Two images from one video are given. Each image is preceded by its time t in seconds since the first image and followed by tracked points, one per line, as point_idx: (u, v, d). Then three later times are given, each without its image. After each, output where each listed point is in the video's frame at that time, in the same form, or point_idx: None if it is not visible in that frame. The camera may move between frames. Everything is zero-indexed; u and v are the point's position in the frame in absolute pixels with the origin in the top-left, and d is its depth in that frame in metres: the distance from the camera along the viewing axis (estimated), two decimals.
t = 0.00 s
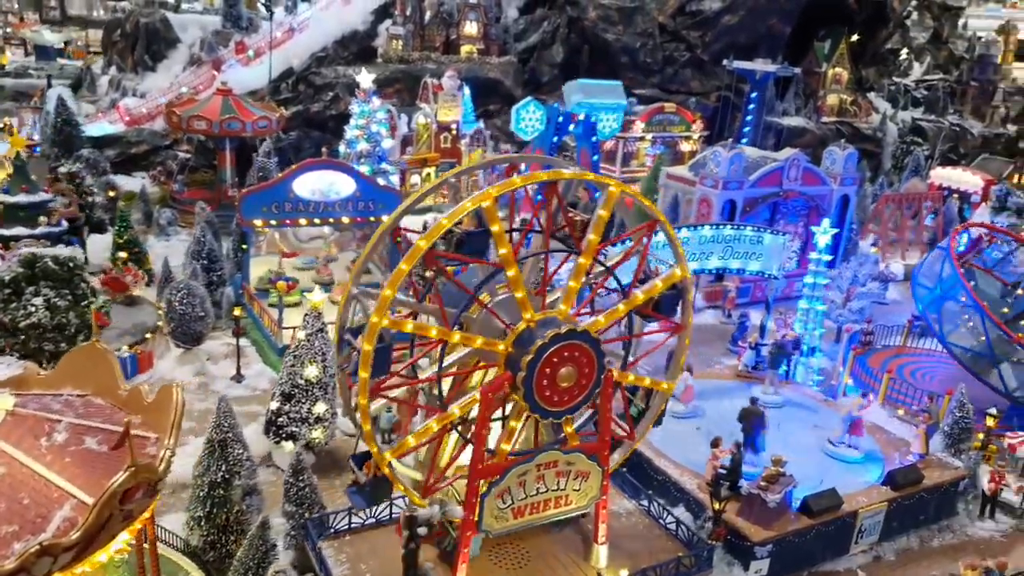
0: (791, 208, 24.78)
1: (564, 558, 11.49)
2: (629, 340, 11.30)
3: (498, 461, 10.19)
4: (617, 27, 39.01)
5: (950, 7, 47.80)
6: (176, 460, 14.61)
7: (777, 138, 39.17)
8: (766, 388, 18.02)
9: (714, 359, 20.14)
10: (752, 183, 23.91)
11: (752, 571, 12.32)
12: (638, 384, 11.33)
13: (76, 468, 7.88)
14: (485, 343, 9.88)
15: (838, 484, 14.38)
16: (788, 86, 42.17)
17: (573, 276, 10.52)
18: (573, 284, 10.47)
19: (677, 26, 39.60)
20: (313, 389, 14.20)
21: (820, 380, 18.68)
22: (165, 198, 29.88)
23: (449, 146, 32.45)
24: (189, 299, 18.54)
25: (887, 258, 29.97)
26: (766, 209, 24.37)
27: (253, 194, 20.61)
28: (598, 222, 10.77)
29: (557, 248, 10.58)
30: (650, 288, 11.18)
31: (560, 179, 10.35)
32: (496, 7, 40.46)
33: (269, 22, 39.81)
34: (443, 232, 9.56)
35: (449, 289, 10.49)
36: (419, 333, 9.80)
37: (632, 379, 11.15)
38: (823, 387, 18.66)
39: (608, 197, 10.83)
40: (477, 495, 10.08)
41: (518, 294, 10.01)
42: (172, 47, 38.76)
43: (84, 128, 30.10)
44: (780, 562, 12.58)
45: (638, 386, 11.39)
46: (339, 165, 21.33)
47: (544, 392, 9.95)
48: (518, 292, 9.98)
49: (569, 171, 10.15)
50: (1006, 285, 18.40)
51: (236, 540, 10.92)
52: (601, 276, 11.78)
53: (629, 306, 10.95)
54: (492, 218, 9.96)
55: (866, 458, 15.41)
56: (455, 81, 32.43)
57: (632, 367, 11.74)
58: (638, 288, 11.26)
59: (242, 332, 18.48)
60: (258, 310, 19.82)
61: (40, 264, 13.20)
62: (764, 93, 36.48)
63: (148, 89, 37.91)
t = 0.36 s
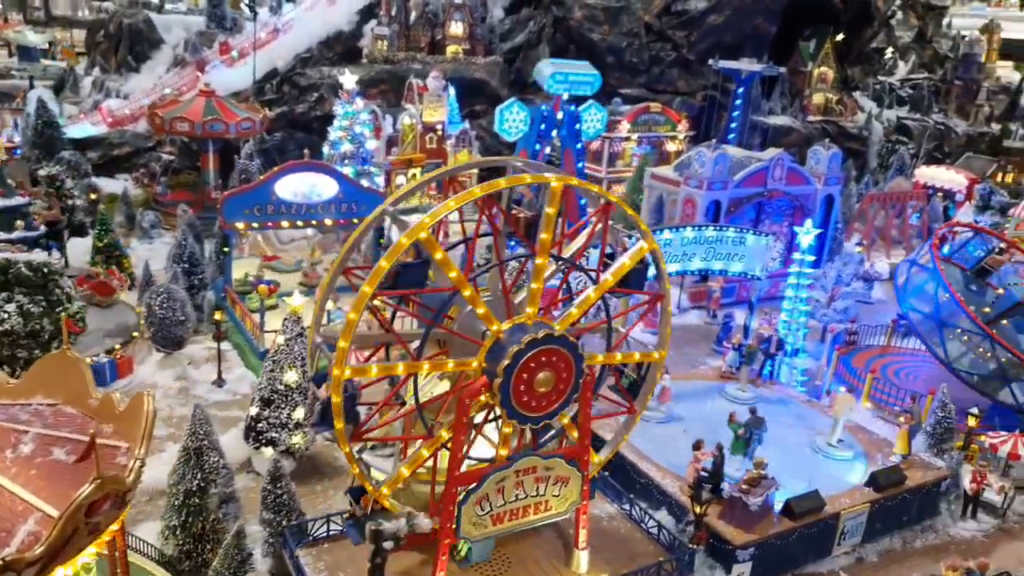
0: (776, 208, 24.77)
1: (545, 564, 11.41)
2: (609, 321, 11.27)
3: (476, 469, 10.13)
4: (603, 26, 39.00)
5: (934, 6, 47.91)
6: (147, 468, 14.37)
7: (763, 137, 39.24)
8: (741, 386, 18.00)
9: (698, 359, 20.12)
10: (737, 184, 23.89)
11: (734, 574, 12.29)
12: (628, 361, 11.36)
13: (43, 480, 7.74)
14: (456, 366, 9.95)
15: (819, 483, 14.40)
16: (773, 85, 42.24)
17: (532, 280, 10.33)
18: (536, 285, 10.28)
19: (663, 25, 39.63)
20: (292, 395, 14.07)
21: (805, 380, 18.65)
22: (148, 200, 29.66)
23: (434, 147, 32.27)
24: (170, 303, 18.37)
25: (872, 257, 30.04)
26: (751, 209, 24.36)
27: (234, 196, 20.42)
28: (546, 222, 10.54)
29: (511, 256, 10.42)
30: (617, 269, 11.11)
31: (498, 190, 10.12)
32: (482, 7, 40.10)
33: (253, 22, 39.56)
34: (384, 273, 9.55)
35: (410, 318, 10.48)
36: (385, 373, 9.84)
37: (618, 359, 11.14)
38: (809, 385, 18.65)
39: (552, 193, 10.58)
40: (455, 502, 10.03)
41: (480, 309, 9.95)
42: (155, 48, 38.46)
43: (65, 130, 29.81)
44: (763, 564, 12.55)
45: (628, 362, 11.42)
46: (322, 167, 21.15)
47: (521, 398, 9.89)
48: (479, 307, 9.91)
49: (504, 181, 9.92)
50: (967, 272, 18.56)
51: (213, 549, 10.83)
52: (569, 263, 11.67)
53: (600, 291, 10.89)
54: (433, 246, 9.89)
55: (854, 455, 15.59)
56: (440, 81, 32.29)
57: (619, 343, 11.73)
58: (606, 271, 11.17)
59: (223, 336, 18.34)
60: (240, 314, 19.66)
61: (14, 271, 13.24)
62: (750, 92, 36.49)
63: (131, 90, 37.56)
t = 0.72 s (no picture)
0: (759, 209, 24.78)
1: (521, 569, 11.32)
2: (582, 304, 11.06)
3: (451, 475, 10.05)
4: (589, 27, 38.94)
5: (918, 8, 48.07)
6: (120, 471, 14.07)
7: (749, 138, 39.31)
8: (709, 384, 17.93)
9: (681, 360, 20.09)
10: (720, 184, 23.89)
11: None
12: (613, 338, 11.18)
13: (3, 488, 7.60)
14: (431, 385, 9.80)
15: (800, 484, 14.40)
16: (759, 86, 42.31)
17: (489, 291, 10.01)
18: (494, 290, 9.98)
19: (648, 26, 39.55)
20: (269, 399, 13.95)
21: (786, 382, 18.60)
22: (129, 202, 29.36)
23: (419, 148, 32.09)
24: (148, 306, 18.18)
25: (856, 257, 30.14)
26: (734, 210, 24.34)
27: (214, 198, 20.22)
28: (489, 228, 10.00)
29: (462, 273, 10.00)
30: (578, 254, 10.92)
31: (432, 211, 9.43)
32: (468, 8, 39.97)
33: (237, 22, 39.28)
34: (331, 318, 9.23)
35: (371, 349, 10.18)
36: (357, 410, 9.65)
37: (600, 339, 10.96)
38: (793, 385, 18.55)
39: (489, 200, 10.00)
40: (429, 507, 9.96)
41: (442, 329, 9.69)
42: (138, 47, 38.14)
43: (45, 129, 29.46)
44: (742, 568, 12.50)
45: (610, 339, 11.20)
46: (304, 168, 21.01)
47: (496, 402, 9.79)
48: (440, 328, 9.69)
49: (436, 202, 9.35)
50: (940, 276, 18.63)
51: (185, 556, 10.68)
52: (527, 255, 11.27)
53: (564, 279, 10.64)
54: (376, 281, 9.39)
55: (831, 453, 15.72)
56: (424, 81, 32.16)
57: (600, 319, 11.47)
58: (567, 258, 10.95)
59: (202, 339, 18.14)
60: (220, 317, 19.49)
61: None
62: (735, 93, 36.52)
63: (114, 90, 37.14)
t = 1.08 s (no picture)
0: (747, 211, 24.80)
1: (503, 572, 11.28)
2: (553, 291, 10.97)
3: (431, 478, 9.99)
4: (580, 29, 39.16)
5: (907, 11, 47.82)
6: (99, 473, 13.88)
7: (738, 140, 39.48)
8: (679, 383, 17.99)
9: (667, 362, 20.10)
10: (707, 187, 23.91)
11: None
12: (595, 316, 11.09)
13: None
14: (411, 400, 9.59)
15: (786, 486, 14.39)
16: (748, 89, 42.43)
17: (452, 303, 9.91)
18: (459, 297, 9.89)
19: (639, 27, 39.55)
20: (251, 400, 13.86)
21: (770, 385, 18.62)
22: (116, 201, 29.10)
23: (408, 147, 31.95)
24: (131, 307, 18.08)
25: (843, 259, 30.22)
26: (722, 213, 24.38)
27: (199, 198, 20.05)
28: (441, 240, 9.85)
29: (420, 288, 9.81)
30: (541, 242, 10.74)
31: (373, 237, 9.52)
32: (457, 7, 39.55)
33: (226, 20, 39.05)
34: (293, 362, 9.44)
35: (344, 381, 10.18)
36: (343, 441, 9.81)
37: (581, 320, 10.90)
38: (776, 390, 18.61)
39: (432, 214, 9.87)
40: (409, 512, 9.90)
41: (412, 346, 9.73)
42: (126, 45, 37.87)
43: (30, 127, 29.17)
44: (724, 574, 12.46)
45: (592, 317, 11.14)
46: (290, 168, 20.89)
47: (475, 404, 9.75)
48: (410, 345, 9.71)
49: (376, 226, 9.41)
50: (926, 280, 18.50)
51: (162, 560, 10.58)
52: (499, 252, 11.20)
53: (530, 272, 10.55)
54: (333, 317, 9.49)
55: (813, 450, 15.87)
56: (414, 81, 32.06)
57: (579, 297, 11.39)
58: (531, 247, 10.83)
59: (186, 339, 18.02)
60: (204, 317, 19.34)
61: None
62: (725, 95, 36.55)
63: (101, 88, 36.73)
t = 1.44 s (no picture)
0: (731, 213, 24.80)
1: None
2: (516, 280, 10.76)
3: (405, 483, 9.90)
4: (565, 29, 39.00)
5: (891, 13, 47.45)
6: (72, 478, 13.70)
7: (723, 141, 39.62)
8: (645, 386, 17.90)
9: (651, 362, 20.09)
10: (691, 188, 23.88)
11: None
12: (565, 293, 11.14)
13: None
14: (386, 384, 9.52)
15: (770, 488, 14.37)
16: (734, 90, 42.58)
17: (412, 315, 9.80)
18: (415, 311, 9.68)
19: (625, 28, 39.54)
20: (227, 403, 13.69)
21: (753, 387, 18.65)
22: (96, 201, 28.81)
23: (393, 147, 31.61)
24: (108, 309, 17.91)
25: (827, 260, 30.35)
26: (706, 214, 24.37)
27: (178, 199, 19.81)
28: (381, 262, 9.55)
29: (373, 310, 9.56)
30: (490, 236, 10.40)
31: (309, 274, 9.24)
32: (443, 6, 39.38)
33: (210, 19, 38.78)
34: (259, 412, 9.49)
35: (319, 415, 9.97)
36: (332, 469, 10.00)
37: (551, 298, 10.95)
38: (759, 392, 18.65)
39: (366, 238, 9.46)
40: (384, 517, 9.82)
41: (378, 368, 9.61)
42: (109, 44, 37.50)
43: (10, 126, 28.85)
44: None
45: (563, 294, 11.15)
46: (270, 168, 20.70)
47: (450, 408, 9.66)
48: (377, 368, 9.57)
49: (308, 264, 9.13)
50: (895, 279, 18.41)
51: (133, 566, 10.45)
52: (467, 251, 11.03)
53: (484, 267, 10.22)
54: (287, 362, 9.47)
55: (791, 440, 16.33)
56: (399, 81, 31.90)
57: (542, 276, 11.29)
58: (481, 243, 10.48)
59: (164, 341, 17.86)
60: (183, 319, 19.13)
61: None
62: (711, 96, 36.59)
63: (83, 87, 36.34)
